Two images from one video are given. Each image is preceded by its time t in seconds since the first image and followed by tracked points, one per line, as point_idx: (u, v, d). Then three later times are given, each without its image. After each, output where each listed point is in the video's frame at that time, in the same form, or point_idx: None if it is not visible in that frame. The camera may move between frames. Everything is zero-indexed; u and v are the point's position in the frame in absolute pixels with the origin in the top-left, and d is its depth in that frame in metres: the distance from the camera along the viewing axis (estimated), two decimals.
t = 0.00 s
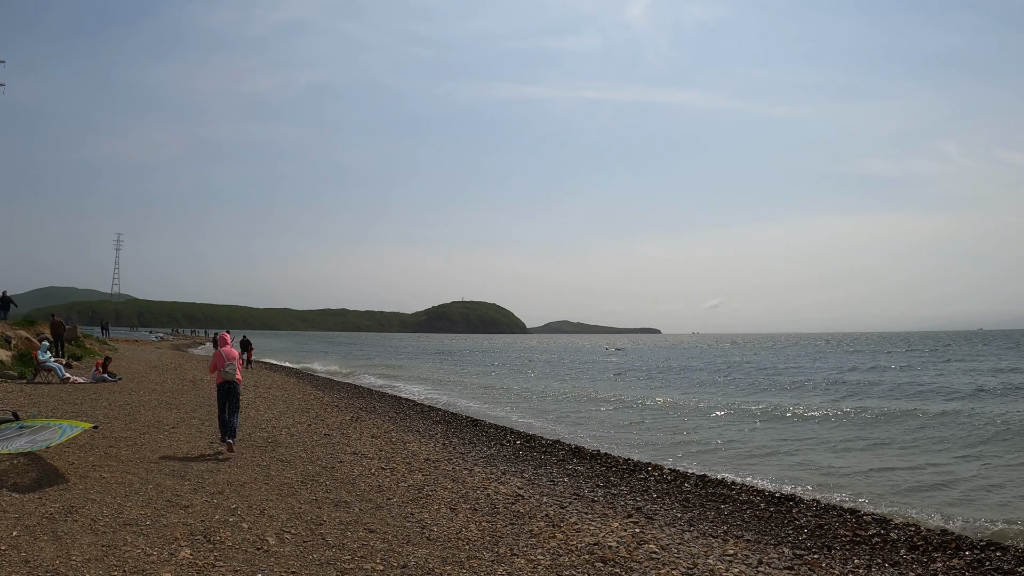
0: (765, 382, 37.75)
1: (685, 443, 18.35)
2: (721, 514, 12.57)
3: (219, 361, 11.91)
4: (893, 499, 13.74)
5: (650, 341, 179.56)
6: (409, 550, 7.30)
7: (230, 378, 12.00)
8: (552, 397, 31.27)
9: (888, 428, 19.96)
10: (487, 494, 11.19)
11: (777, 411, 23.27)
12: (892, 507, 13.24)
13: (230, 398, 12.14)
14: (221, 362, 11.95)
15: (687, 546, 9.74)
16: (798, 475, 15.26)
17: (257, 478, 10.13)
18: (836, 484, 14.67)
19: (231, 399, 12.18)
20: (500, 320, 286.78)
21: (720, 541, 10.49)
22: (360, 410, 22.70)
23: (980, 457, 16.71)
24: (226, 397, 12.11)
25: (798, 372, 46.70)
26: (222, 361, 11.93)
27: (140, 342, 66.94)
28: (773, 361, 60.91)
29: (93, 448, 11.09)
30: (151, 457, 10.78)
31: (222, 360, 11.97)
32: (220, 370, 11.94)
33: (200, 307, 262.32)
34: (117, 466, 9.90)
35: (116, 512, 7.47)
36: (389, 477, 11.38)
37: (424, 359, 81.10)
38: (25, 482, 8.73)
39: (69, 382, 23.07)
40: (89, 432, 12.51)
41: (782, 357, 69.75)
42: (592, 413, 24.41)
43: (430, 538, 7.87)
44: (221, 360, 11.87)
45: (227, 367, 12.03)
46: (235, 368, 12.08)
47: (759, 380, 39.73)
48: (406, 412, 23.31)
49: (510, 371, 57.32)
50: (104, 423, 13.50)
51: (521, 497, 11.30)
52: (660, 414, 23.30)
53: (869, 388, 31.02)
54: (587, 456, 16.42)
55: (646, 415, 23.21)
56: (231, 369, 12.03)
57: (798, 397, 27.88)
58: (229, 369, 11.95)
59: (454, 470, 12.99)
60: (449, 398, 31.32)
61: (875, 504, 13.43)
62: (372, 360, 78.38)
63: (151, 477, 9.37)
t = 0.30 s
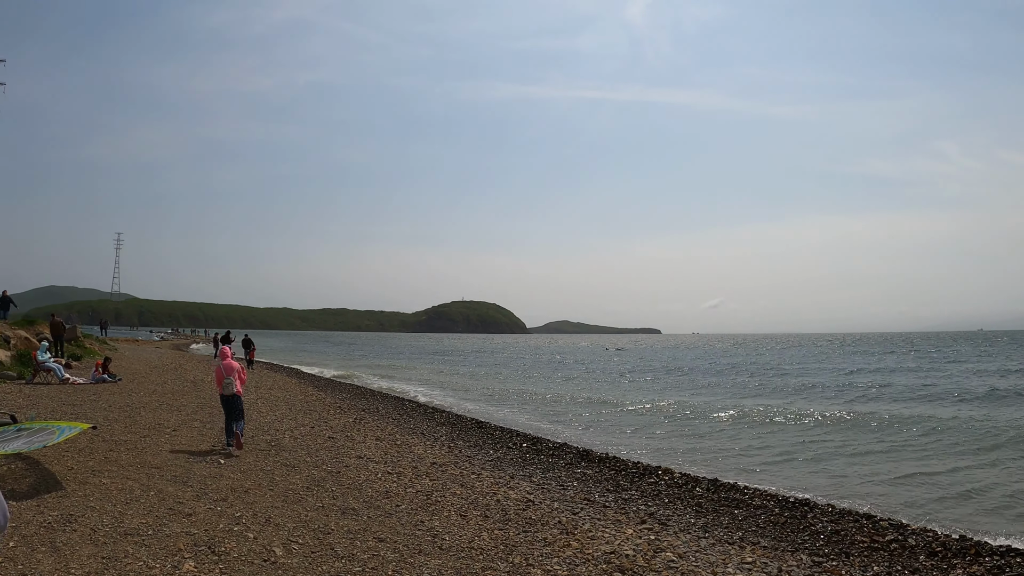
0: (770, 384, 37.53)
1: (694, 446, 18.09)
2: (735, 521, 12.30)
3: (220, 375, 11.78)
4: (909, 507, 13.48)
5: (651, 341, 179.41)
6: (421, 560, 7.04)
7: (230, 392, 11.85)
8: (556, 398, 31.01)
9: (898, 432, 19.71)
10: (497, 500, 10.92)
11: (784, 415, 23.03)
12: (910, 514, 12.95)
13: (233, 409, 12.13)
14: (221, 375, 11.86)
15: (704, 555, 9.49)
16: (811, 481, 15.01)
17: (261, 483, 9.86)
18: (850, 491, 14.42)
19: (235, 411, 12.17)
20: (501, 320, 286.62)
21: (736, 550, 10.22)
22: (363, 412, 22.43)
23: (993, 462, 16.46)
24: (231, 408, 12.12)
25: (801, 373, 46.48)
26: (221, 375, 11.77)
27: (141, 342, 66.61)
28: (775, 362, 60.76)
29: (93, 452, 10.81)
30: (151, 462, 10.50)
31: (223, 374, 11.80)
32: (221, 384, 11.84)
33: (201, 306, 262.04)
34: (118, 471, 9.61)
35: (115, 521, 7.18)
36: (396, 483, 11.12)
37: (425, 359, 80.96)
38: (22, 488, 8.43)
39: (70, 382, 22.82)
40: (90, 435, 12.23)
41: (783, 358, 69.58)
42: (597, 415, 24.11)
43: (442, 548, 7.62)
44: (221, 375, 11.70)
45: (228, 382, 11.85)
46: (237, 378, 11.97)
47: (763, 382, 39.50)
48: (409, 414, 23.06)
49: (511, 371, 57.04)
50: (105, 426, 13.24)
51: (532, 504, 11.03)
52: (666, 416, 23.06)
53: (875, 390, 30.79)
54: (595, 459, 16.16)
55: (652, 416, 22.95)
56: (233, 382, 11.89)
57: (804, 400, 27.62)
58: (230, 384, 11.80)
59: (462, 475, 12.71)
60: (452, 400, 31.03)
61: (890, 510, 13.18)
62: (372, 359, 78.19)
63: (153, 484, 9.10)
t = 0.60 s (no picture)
0: (779, 384, 36.97)
1: (711, 447, 17.54)
2: (762, 523, 11.78)
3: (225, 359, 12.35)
4: (940, 510, 12.97)
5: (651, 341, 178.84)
6: (446, 567, 6.55)
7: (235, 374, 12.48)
8: (563, 397, 30.44)
9: (918, 433, 19.18)
10: (517, 502, 10.41)
11: (799, 415, 22.48)
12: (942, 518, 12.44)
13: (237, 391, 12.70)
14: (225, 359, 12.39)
15: (738, 560, 8.99)
16: (835, 483, 14.49)
17: (269, 485, 9.32)
18: (877, 494, 13.90)
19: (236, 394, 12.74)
20: (500, 319, 286.01)
21: (769, 556, 9.70)
22: (369, 410, 21.86)
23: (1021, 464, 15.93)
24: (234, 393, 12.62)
25: (809, 373, 45.89)
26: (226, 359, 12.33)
27: (140, 340, 65.93)
28: (780, 363, 60.24)
29: (91, 452, 10.26)
30: (152, 462, 9.95)
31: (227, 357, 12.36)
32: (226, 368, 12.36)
33: (200, 305, 261.11)
34: (117, 471, 9.07)
35: (115, 526, 6.64)
36: (410, 484, 10.60)
37: (426, 359, 80.31)
38: (16, 490, 7.89)
39: (67, 380, 22.25)
40: (88, 434, 11.67)
41: (787, 358, 68.99)
42: (608, 414, 23.54)
43: (468, 553, 7.12)
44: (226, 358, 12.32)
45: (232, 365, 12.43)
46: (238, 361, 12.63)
47: (771, 382, 38.94)
48: (415, 413, 22.49)
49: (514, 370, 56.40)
50: (104, 424, 12.69)
51: (553, 506, 10.52)
52: (679, 416, 22.50)
53: (888, 391, 30.25)
54: (611, 459, 15.63)
55: (665, 416, 22.39)
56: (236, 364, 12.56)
57: (817, 400, 27.05)
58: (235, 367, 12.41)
59: (477, 475, 12.18)
60: (457, 399, 30.44)
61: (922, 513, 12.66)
62: (373, 358, 77.53)
63: (155, 485, 8.57)
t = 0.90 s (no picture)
0: (787, 388, 36.51)
1: (728, 455, 17.09)
2: (789, 535, 11.30)
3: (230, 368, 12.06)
4: (972, 520, 12.51)
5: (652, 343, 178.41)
6: None
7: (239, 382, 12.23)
8: (571, 402, 30.01)
9: (938, 440, 18.73)
10: (539, 515, 9.96)
11: (814, 422, 22.02)
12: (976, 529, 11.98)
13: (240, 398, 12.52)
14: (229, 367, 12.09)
15: None
16: (860, 493, 14.03)
17: (281, 499, 8.85)
18: (905, 504, 13.45)
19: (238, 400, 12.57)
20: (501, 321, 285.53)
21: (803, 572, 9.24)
22: (375, 416, 21.40)
23: None
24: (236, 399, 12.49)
25: (817, 377, 45.48)
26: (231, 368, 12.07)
27: (140, 342, 65.52)
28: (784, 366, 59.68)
29: (93, 463, 9.81)
30: (157, 474, 9.50)
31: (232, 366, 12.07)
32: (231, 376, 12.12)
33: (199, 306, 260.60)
34: (121, 485, 8.62)
35: (119, 549, 6.19)
36: (427, 496, 10.14)
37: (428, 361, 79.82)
38: (14, 505, 7.44)
39: (68, 384, 21.81)
40: (89, 444, 11.22)
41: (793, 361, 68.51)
42: (619, 420, 23.09)
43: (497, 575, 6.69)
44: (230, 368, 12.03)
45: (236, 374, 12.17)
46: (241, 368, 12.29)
47: (780, 386, 38.51)
48: (423, 418, 22.03)
49: (517, 373, 55.93)
50: (106, 432, 12.24)
51: (577, 520, 10.08)
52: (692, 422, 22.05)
53: (900, 395, 29.73)
54: (628, 467, 15.19)
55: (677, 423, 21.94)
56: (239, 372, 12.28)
57: (831, 406, 26.58)
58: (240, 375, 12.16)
59: (493, 486, 11.73)
60: (463, 403, 29.96)
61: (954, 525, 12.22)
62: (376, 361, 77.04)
63: (161, 500, 8.11)
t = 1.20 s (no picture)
0: (801, 391, 35.92)
1: (751, 460, 16.60)
2: (822, 539, 10.81)
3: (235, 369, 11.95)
4: (1013, 525, 12.01)
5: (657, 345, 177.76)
6: None
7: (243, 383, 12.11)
8: (583, 405, 29.50)
9: (966, 445, 18.19)
10: (567, 522, 9.50)
11: (835, 426, 21.51)
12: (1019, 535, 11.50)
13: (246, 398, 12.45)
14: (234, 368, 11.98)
15: None
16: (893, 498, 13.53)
17: (300, 506, 8.42)
18: (942, 510, 12.96)
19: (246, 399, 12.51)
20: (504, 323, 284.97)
21: None
22: (386, 419, 20.96)
23: None
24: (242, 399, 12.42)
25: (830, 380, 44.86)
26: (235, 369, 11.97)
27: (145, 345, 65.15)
28: (793, 369, 59.00)
29: (103, 469, 9.40)
30: (169, 480, 9.08)
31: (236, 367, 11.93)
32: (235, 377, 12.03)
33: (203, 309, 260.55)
34: (132, 492, 8.20)
35: (133, 561, 5.77)
36: (450, 502, 9.69)
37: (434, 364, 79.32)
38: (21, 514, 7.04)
39: (73, 386, 21.41)
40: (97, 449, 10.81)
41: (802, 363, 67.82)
42: (635, 424, 22.61)
43: None
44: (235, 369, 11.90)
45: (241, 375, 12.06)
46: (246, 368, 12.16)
47: (793, 389, 37.93)
48: (434, 422, 21.58)
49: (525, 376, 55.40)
50: (114, 437, 11.83)
51: (607, 526, 9.63)
52: (710, 427, 21.56)
53: (917, 399, 29.19)
54: (649, 470, 14.73)
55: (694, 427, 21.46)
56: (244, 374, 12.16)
57: (849, 409, 26.04)
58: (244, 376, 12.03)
59: (516, 491, 11.27)
60: (472, 406, 29.44)
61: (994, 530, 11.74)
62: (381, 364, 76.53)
63: (175, 508, 7.70)
